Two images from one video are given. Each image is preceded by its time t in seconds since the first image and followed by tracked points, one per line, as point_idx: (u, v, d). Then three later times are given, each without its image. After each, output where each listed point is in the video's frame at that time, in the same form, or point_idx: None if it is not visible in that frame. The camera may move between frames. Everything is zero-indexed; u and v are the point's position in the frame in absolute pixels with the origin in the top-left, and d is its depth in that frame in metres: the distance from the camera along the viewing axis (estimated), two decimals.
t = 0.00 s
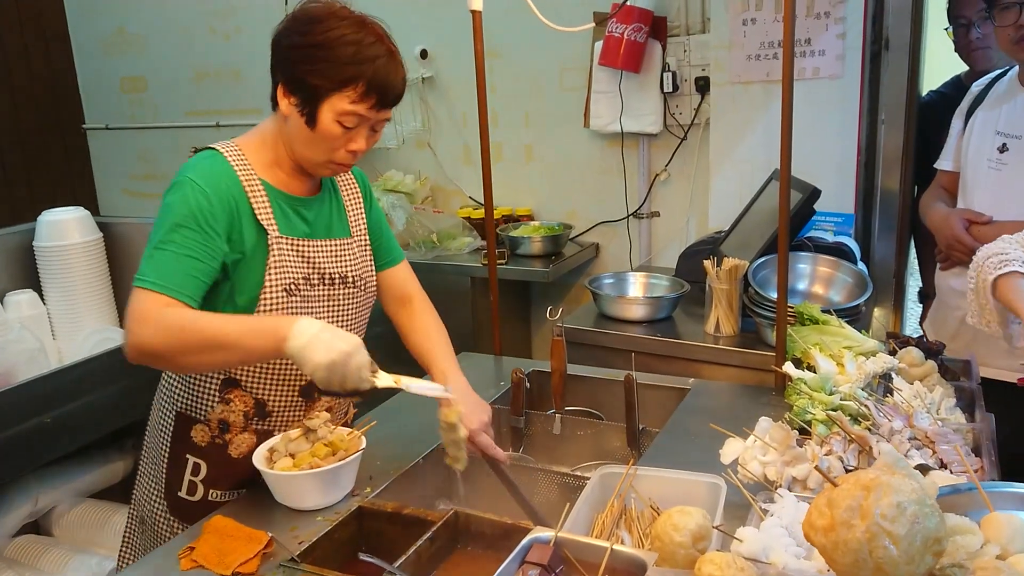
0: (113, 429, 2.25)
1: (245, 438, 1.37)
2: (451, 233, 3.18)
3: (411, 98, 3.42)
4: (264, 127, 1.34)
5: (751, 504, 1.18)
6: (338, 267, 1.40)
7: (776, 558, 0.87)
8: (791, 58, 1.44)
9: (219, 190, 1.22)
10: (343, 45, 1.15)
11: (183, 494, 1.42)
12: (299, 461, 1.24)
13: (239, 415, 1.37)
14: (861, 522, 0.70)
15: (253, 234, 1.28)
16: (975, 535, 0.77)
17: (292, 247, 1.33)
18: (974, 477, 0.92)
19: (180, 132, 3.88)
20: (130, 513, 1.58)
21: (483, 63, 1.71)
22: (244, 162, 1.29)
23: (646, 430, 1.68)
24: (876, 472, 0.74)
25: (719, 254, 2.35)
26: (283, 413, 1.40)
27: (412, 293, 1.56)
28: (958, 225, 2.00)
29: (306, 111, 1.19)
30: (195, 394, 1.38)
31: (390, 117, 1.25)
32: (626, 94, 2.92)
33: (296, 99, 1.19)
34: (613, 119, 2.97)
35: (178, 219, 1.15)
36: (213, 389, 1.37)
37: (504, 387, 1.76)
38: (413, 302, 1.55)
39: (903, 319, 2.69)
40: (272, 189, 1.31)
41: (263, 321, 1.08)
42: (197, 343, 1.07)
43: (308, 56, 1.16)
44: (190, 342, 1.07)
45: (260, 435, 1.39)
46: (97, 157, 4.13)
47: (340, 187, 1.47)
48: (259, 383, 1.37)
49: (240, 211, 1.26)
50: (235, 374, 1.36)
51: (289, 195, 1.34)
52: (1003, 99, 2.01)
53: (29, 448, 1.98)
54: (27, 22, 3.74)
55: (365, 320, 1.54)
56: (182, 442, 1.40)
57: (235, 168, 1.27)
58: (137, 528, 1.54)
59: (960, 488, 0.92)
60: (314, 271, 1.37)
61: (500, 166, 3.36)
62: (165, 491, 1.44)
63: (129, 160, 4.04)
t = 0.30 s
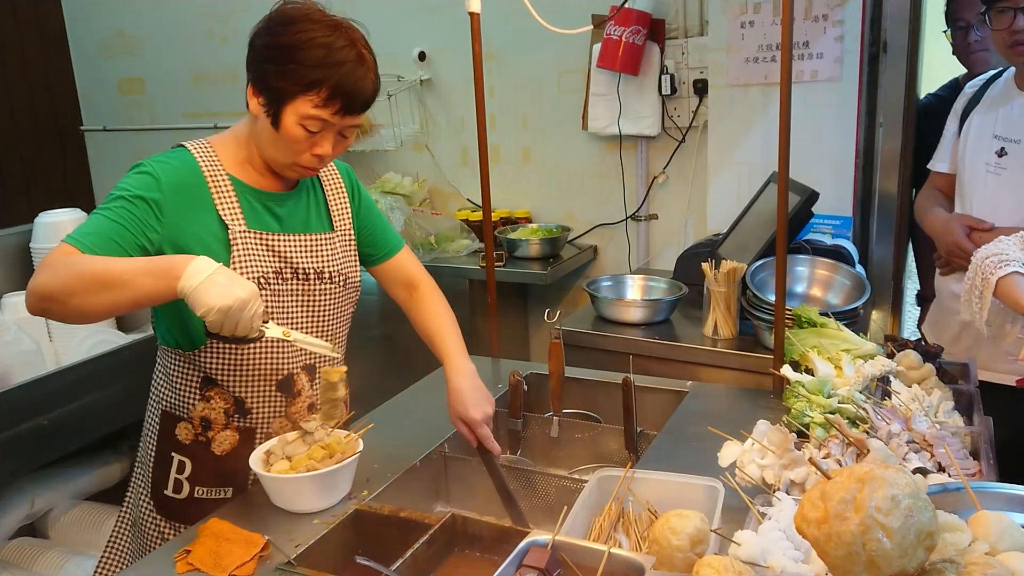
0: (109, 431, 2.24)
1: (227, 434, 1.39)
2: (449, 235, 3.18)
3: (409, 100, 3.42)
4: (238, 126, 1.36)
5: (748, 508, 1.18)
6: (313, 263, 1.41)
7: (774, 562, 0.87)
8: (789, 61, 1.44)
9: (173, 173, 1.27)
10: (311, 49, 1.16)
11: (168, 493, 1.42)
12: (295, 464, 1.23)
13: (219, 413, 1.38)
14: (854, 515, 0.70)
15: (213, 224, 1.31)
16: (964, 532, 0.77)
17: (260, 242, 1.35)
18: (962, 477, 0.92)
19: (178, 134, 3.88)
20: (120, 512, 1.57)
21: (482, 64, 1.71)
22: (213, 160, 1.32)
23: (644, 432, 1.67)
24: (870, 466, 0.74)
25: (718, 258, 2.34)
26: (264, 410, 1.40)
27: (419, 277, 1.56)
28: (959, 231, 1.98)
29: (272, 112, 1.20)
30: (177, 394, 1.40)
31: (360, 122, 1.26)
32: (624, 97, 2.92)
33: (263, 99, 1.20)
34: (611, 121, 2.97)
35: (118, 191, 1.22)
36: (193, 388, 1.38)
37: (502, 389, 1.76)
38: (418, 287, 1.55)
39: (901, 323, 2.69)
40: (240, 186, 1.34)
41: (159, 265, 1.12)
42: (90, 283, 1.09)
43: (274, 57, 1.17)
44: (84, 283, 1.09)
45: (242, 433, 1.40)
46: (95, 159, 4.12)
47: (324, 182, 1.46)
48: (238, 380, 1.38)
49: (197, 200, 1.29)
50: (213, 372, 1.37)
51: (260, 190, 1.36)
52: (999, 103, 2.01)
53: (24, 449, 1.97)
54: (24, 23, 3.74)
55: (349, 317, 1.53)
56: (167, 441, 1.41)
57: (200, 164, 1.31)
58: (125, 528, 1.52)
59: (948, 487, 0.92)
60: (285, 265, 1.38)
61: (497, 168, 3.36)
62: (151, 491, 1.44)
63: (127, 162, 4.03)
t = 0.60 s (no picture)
0: (106, 431, 2.24)
1: (224, 435, 1.39)
2: (446, 234, 3.19)
3: (405, 99, 3.42)
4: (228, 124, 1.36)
5: (744, 506, 1.19)
6: (308, 261, 1.41)
7: (769, 561, 0.87)
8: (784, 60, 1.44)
9: (178, 176, 1.26)
10: (293, 40, 1.16)
11: (167, 494, 1.43)
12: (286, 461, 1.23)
13: (216, 413, 1.38)
14: (845, 522, 0.70)
15: (212, 226, 1.31)
16: (953, 536, 0.76)
17: (256, 241, 1.36)
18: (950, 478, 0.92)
19: (174, 133, 3.87)
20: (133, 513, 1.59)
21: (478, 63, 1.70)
22: (206, 159, 1.32)
23: (640, 431, 1.68)
24: (861, 472, 0.74)
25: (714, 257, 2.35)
26: (260, 409, 1.40)
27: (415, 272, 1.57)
28: (957, 233, 1.98)
29: (261, 106, 1.20)
30: (173, 396, 1.40)
31: (348, 110, 1.26)
32: (620, 96, 2.93)
33: (250, 96, 1.20)
34: (608, 120, 2.97)
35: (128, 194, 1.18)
36: (188, 388, 1.38)
37: (499, 388, 1.76)
38: (415, 282, 1.56)
39: (896, 322, 2.70)
40: (236, 186, 1.33)
41: (203, 292, 1.13)
42: (136, 303, 1.06)
43: (259, 51, 1.16)
44: (130, 302, 1.06)
45: (239, 433, 1.40)
46: (90, 159, 4.11)
47: (313, 179, 1.46)
48: (234, 380, 1.38)
49: (198, 200, 1.29)
50: (208, 373, 1.37)
51: (256, 189, 1.36)
52: (993, 102, 2.02)
53: (20, 450, 1.97)
54: (18, 22, 3.72)
55: (344, 313, 1.53)
56: (165, 442, 1.42)
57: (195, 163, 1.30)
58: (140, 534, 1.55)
59: (937, 489, 0.93)
60: (281, 264, 1.38)
61: (493, 167, 3.36)
62: (152, 493, 1.45)
63: (122, 162, 4.02)
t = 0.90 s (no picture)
0: (102, 432, 2.24)
1: (235, 437, 1.39)
2: (441, 234, 3.19)
3: (400, 98, 3.42)
4: (238, 127, 1.35)
5: (739, 504, 1.19)
6: (319, 263, 1.42)
7: (764, 558, 0.87)
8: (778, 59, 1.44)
9: (192, 176, 1.25)
10: (306, 39, 1.16)
11: (176, 499, 1.43)
12: (285, 456, 1.23)
13: (227, 416, 1.38)
14: (835, 529, 0.69)
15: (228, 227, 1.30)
16: (942, 540, 0.77)
17: (270, 244, 1.35)
18: (939, 482, 0.92)
19: (169, 134, 3.87)
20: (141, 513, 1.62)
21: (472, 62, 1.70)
22: (218, 160, 1.31)
23: (636, 430, 1.68)
24: (850, 476, 0.74)
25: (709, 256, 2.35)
26: (272, 411, 1.41)
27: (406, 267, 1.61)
28: (949, 230, 1.98)
29: (274, 106, 1.19)
30: (181, 399, 1.39)
31: (360, 107, 1.26)
32: (616, 95, 2.93)
33: (263, 96, 1.20)
34: (603, 120, 2.97)
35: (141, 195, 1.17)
36: (199, 390, 1.38)
37: (494, 387, 1.77)
38: (405, 275, 1.59)
39: (891, 320, 2.71)
40: (250, 187, 1.33)
41: (225, 284, 1.11)
42: (156, 300, 1.05)
43: (273, 51, 1.16)
44: (150, 299, 1.05)
45: (250, 435, 1.40)
46: (86, 159, 4.10)
47: (316, 180, 1.47)
48: (245, 382, 1.38)
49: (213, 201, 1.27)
50: (220, 374, 1.37)
51: (268, 192, 1.35)
52: (984, 100, 2.02)
53: (15, 451, 1.96)
54: (13, 23, 3.71)
55: (347, 315, 1.53)
56: (172, 447, 1.41)
57: (207, 164, 1.29)
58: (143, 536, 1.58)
59: (925, 492, 0.92)
60: (294, 267, 1.38)
61: (489, 167, 3.36)
62: (161, 498, 1.45)
63: (117, 162, 4.02)
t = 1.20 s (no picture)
0: (97, 432, 2.24)
1: (235, 441, 1.39)
2: (436, 233, 3.23)
3: (395, 98, 3.42)
4: (239, 128, 1.33)
5: (733, 501, 1.20)
6: (322, 266, 1.42)
7: (757, 554, 0.88)
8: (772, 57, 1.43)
9: (219, 187, 1.24)
10: (309, 36, 1.16)
11: (173, 502, 1.42)
12: (284, 456, 1.23)
13: (227, 419, 1.38)
14: (816, 529, 0.69)
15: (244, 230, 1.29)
16: (925, 536, 0.76)
17: (277, 247, 1.34)
18: (921, 477, 0.93)
19: (163, 133, 3.86)
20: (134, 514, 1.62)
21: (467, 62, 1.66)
22: (225, 162, 1.28)
23: (631, 428, 1.69)
24: (832, 476, 0.74)
25: (704, 253, 2.35)
26: (272, 415, 1.42)
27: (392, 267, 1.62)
28: (938, 225, 2.00)
29: (279, 106, 1.19)
30: (180, 401, 1.39)
31: (362, 104, 1.27)
32: (610, 94, 2.93)
33: (267, 96, 1.19)
34: (597, 118, 2.97)
35: (194, 218, 1.17)
36: (199, 393, 1.38)
37: (489, 385, 1.77)
38: (392, 277, 1.61)
39: (885, 316, 2.73)
40: (257, 190, 1.31)
41: (344, 378, 1.14)
42: (276, 376, 1.10)
43: (276, 50, 1.16)
44: (269, 372, 1.10)
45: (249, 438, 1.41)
46: (80, 159, 4.09)
47: (315, 183, 1.47)
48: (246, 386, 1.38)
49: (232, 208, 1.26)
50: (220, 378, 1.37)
51: (273, 195, 1.34)
52: (973, 97, 2.03)
53: (9, 452, 1.96)
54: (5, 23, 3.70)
55: (345, 319, 1.55)
56: (171, 449, 1.41)
57: (220, 170, 1.26)
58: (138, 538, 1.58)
59: (908, 487, 0.93)
60: (300, 271, 1.38)
61: (483, 166, 3.36)
62: (157, 500, 1.45)
63: (112, 162, 4.01)
